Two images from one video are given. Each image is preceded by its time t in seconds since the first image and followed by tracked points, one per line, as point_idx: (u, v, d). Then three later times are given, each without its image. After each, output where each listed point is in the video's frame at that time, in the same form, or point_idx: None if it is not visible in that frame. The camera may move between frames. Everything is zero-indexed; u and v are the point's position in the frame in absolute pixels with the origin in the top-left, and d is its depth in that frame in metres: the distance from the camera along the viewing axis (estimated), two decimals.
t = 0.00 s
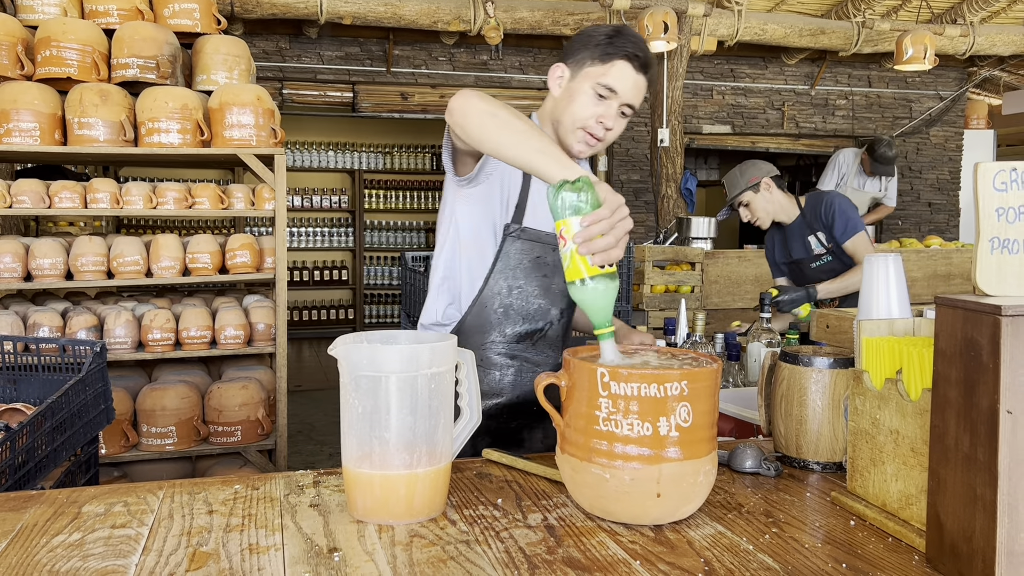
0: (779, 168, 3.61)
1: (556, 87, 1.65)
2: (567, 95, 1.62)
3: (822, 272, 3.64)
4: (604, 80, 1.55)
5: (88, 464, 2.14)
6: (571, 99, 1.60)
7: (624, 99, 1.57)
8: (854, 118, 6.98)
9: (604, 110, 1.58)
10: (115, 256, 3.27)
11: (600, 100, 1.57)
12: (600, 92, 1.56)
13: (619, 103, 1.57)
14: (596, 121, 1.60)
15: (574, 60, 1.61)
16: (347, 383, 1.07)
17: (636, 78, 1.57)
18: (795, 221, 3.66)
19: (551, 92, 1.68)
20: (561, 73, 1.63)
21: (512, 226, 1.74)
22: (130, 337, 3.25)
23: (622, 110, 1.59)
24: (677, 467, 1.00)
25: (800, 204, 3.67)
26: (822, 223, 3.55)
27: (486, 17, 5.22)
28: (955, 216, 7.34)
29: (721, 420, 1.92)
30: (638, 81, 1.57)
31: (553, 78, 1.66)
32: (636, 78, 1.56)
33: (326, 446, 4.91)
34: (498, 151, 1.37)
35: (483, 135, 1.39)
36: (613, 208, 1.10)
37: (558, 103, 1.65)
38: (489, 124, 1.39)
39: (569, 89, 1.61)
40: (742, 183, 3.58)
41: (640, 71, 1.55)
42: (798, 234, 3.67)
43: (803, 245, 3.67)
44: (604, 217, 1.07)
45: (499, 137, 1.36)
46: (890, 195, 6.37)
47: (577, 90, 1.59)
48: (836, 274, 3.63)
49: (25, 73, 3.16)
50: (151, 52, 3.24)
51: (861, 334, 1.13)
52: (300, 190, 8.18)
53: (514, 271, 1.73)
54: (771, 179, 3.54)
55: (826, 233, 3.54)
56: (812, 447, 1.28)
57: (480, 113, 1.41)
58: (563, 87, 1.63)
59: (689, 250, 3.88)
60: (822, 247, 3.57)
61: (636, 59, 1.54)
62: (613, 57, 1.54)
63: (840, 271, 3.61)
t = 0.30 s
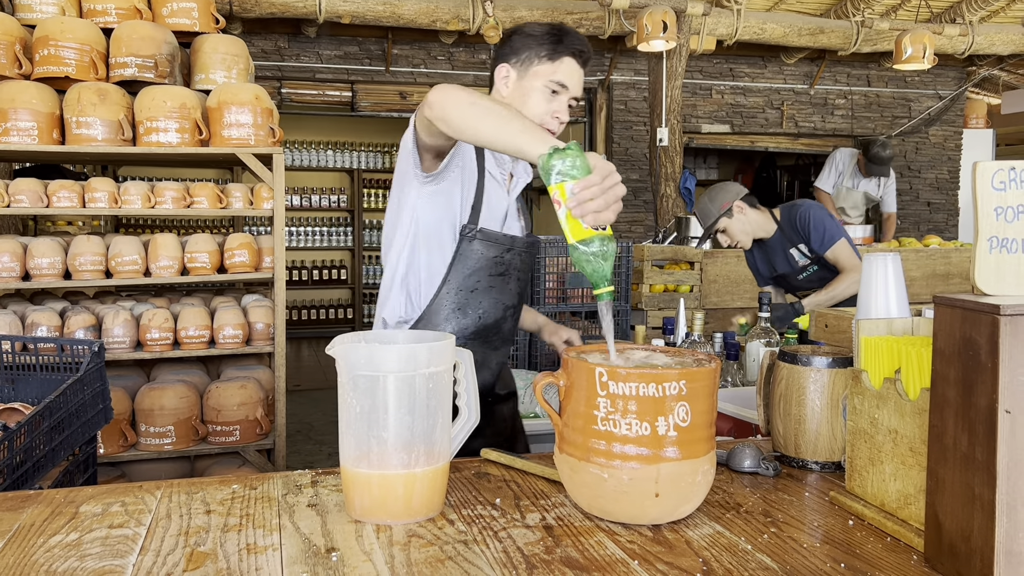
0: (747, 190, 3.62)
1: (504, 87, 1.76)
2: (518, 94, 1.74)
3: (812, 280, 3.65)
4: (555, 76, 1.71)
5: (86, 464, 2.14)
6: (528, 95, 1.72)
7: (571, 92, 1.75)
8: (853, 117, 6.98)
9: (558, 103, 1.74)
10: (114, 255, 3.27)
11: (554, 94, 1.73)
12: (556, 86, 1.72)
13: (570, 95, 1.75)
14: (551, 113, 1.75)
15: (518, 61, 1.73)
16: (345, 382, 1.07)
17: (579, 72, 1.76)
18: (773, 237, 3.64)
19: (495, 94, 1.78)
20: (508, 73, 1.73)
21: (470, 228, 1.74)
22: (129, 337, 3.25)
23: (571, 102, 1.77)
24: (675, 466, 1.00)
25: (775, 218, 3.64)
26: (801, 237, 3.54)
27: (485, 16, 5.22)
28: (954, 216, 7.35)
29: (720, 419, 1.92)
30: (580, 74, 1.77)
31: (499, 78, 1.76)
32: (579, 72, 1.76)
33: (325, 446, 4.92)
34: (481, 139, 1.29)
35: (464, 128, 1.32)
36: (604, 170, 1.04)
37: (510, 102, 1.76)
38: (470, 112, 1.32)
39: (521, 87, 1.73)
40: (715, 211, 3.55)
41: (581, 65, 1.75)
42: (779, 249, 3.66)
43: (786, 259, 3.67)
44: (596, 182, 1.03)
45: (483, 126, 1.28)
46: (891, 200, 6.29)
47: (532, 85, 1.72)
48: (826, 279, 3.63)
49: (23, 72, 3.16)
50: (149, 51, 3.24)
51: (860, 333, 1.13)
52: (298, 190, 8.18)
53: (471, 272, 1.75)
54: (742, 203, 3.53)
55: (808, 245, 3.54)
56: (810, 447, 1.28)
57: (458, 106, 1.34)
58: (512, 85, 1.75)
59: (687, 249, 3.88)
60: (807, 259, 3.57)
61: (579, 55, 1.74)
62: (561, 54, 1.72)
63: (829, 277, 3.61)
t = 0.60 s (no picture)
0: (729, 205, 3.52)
1: (501, 105, 1.95)
2: (509, 116, 1.96)
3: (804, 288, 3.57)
4: (550, 110, 1.96)
5: (84, 462, 2.14)
6: (521, 121, 1.96)
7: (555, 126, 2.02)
8: (852, 115, 6.99)
9: (543, 132, 2.01)
10: (112, 253, 3.26)
11: (542, 124, 1.99)
12: (545, 117, 1.97)
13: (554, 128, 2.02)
14: (535, 140, 2.01)
15: (515, 86, 1.92)
16: (344, 380, 1.07)
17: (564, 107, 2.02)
18: (760, 247, 3.57)
19: (487, 108, 1.96)
20: (505, 96, 1.93)
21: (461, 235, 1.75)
22: (127, 335, 3.24)
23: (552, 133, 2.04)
24: (675, 465, 1.00)
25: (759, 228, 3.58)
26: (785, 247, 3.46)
27: (484, 13, 5.22)
28: (953, 214, 7.34)
29: (720, 418, 1.92)
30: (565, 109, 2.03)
31: (499, 95, 1.94)
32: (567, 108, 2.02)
33: (324, 444, 4.91)
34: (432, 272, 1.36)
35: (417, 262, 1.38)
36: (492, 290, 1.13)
37: (501, 122, 1.97)
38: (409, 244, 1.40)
39: (514, 112, 1.95)
40: (700, 232, 3.42)
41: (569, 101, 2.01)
42: (767, 258, 3.59)
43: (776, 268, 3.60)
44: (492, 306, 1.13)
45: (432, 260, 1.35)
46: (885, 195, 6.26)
47: (525, 112, 1.95)
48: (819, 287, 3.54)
49: (21, 70, 3.15)
50: (147, 49, 3.24)
51: (860, 331, 1.13)
52: (297, 188, 8.18)
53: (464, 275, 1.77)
54: (727, 221, 3.44)
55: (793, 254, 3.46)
56: (810, 445, 1.28)
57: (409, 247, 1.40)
58: (510, 106, 1.94)
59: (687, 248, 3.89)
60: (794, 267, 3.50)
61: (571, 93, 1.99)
62: (557, 89, 1.95)
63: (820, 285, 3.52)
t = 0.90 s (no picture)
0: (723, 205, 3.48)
1: (543, 173, 2.09)
2: (547, 184, 2.13)
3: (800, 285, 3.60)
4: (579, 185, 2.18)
5: (82, 459, 2.13)
6: (554, 191, 2.15)
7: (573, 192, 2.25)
8: (850, 113, 6.99)
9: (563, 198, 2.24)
10: (110, 249, 3.25)
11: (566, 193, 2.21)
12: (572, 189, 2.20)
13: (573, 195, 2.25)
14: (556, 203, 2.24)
15: (561, 160, 2.08)
16: (342, 375, 1.07)
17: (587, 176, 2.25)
18: (755, 246, 3.59)
19: (529, 170, 2.08)
20: (549, 167, 2.08)
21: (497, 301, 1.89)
22: (125, 331, 3.24)
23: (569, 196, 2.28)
24: (674, 459, 1.00)
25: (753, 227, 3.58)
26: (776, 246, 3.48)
27: (482, 10, 5.20)
28: (952, 211, 7.34)
29: (718, 414, 1.91)
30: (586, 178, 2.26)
31: (545, 163, 2.07)
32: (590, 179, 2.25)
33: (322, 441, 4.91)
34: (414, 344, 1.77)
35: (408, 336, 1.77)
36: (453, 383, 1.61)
37: (537, 185, 2.12)
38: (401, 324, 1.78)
39: (552, 181, 2.12)
40: (698, 233, 3.34)
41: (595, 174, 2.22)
42: (762, 257, 3.60)
43: (773, 266, 3.61)
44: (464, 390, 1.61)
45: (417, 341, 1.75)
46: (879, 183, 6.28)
47: (560, 185, 2.14)
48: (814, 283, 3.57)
49: (18, 65, 3.14)
50: (145, 44, 3.23)
51: (859, 327, 1.13)
52: (296, 185, 8.17)
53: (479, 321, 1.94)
54: (722, 221, 3.39)
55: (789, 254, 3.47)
56: (809, 440, 1.28)
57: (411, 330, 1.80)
58: (550, 176, 2.10)
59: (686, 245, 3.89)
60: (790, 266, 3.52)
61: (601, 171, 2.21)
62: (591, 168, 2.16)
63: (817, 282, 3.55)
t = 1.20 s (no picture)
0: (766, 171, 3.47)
1: (521, 144, 2.09)
2: (530, 156, 2.10)
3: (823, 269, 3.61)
4: (567, 150, 2.10)
5: (79, 452, 2.13)
6: (541, 161, 2.11)
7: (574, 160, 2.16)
8: (849, 109, 6.99)
9: (562, 168, 2.16)
10: (107, 244, 3.24)
11: (561, 162, 2.14)
12: (564, 157, 2.12)
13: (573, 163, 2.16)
14: (555, 175, 2.17)
15: (536, 127, 2.06)
16: (339, 367, 1.06)
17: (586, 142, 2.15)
18: (790, 221, 3.54)
19: (509, 145, 2.10)
20: (526, 136, 2.07)
21: (485, 292, 1.86)
22: (122, 326, 3.23)
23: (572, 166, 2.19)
24: (673, 452, 0.99)
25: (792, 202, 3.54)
26: (822, 220, 3.47)
27: (481, 5, 5.19)
28: (950, 208, 7.33)
29: (717, 408, 1.91)
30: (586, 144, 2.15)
31: (520, 135, 2.08)
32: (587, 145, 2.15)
33: (321, 437, 4.91)
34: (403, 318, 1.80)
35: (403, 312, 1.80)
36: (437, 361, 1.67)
37: (522, 158, 2.11)
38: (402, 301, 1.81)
39: (533, 150, 2.09)
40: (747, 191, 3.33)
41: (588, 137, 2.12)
42: (794, 233, 3.56)
43: (799, 245, 3.59)
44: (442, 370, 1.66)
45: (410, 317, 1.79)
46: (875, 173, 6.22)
47: (543, 154, 2.10)
48: (837, 268, 3.60)
49: (14, 58, 3.13)
50: (142, 37, 3.21)
51: (859, 319, 1.13)
52: (294, 180, 8.16)
53: (463, 311, 1.94)
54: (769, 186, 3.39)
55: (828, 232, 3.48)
56: (808, 433, 1.28)
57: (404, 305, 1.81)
58: (529, 146, 2.09)
59: (684, 240, 3.89)
60: (824, 246, 3.52)
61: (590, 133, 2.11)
62: (576, 132, 2.08)
63: (841, 267, 3.57)
